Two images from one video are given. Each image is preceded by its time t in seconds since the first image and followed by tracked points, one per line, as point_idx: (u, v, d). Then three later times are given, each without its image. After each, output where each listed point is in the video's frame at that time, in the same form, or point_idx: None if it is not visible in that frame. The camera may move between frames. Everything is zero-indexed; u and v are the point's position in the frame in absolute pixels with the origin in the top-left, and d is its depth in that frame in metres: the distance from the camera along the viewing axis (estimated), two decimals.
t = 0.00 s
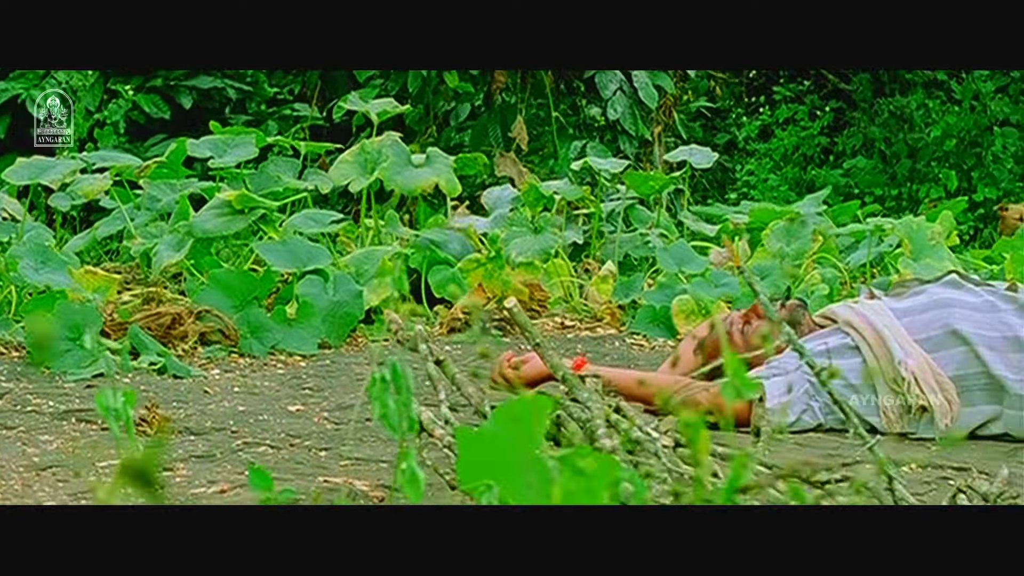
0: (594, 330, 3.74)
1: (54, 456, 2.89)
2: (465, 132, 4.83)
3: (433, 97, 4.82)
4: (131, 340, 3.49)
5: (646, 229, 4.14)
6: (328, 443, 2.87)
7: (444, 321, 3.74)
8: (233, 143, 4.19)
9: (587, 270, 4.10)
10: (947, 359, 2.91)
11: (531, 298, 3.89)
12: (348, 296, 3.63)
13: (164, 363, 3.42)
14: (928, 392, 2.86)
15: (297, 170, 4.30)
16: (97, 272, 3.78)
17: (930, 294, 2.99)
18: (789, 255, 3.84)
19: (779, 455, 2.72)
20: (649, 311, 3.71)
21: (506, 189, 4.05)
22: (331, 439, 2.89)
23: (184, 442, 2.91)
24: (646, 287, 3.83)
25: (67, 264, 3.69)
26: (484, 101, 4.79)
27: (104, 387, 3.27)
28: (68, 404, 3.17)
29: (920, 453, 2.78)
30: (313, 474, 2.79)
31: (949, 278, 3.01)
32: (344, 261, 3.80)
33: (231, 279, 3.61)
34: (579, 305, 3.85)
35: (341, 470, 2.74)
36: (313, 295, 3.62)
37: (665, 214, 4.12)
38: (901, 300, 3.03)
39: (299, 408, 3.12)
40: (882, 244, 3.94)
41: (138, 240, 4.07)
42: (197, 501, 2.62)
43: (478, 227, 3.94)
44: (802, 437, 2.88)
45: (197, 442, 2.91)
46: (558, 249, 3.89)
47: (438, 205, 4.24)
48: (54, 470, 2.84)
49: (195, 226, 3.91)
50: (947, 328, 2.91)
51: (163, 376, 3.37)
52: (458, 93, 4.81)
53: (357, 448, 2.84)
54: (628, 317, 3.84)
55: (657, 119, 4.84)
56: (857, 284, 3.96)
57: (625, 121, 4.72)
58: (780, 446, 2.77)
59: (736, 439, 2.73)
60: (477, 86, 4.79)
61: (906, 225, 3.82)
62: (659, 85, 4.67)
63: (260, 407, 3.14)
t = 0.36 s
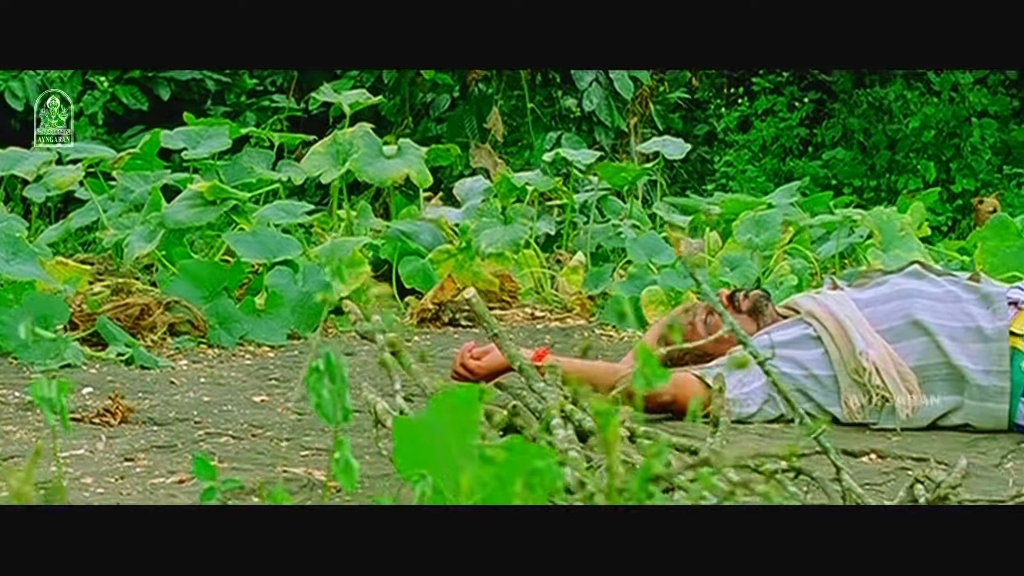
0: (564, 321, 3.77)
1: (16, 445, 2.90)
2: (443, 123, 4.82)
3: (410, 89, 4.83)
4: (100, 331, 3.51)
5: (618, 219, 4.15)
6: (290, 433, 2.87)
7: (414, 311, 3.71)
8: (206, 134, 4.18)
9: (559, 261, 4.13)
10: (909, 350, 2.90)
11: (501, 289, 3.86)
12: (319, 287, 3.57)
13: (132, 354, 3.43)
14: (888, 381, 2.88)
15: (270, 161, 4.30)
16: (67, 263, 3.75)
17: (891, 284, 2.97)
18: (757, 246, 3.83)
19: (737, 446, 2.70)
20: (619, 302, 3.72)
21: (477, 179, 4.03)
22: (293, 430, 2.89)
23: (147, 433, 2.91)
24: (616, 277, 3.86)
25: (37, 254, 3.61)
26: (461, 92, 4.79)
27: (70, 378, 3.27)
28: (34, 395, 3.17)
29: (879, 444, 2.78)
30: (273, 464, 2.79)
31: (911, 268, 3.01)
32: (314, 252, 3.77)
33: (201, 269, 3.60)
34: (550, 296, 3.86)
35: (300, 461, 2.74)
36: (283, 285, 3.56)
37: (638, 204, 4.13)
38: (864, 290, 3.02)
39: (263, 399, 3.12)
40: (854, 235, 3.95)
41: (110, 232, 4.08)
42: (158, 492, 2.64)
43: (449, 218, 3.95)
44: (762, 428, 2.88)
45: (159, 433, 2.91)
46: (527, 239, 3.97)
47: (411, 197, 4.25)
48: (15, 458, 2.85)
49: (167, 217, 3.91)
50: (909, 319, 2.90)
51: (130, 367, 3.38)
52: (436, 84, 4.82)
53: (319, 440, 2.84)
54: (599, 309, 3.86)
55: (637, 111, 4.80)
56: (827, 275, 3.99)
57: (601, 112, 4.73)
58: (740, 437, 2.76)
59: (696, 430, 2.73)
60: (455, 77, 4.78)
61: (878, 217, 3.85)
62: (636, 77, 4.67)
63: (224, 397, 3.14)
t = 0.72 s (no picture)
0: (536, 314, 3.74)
1: None
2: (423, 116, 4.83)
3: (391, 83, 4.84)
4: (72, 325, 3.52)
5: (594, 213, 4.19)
6: (255, 426, 2.87)
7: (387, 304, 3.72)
8: (183, 127, 4.17)
9: (534, 254, 4.14)
10: (874, 342, 2.89)
11: (474, 282, 3.92)
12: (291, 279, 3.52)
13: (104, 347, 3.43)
14: (852, 373, 2.87)
15: (248, 154, 4.30)
16: (43, 256, 3.77)
17: (856, 276, 2.97)
18: (730, 239, 3.89)
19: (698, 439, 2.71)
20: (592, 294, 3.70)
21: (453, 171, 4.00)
22: (258, 422, 2.89)
23: (112, 425, 2.92)
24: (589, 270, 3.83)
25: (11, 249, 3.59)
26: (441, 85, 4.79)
27: (40, 370, 3.28)
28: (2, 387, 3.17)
29: (841, 436, 2.78)
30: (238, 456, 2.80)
31: (877, 261, 3.00)
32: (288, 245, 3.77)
33: (174, 262, 3.62)
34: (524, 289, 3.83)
35: (263, 453, 2.74)
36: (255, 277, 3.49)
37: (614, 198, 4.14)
38: (829, 282, 3.02)
39: (231, 391, 3.12)
40: (827, 228, 3.96)
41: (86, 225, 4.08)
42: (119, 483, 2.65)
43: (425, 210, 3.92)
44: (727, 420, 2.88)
45: (125, 426, 2.92)
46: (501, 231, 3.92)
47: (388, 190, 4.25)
48: None
49: (143, 211, 3.92)
50: (874, 311, 2.91)
51: (101, 361, 3.38)
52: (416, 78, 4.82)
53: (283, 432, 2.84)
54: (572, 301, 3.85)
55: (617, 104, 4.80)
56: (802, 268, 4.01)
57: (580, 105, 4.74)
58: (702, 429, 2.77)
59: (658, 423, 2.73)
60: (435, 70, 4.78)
61: (849, 209, 3.84)
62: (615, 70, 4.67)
63: (192, 390, 3.15)
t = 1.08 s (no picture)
0: (509, 309, 3.78)
1: None
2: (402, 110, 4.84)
3: (370, 78, 4.87)
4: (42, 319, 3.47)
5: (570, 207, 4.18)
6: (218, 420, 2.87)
7: (360, 296, 3.78)
8: (158, 121, 4.17)
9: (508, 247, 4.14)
10: (837, 336, 2.91)
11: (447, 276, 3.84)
12: (262, 276, 3.65)
13: (73, 341, 3.43)
14: (815, 368, 2.87)
15: (223, 149, 4.29)
16: (16, 250, 3.74)
17: (820, 271, 2.98)
18: (701, 234, 3.80)
19: (659, 433, 2.73)
20: (563, 288, 3.67)
21: (427, 167, 4.01)
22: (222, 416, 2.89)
23: (77, 419, 2.93)
24: (561, 265, 3.82)
25: None
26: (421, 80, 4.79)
27: (9, 365, 3.29)
28: None
29: (803, 430, 2.79)
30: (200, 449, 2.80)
31: (840, 256, 3.01)
32: (260, 240, 3.80)
33: (144, 256, 3.60)
34: (497, 283, 3.87)
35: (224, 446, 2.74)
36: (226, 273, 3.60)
37: (588, 192, 4.16)
38: (793, 277, 3.02)
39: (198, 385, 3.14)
40: (799, 223, 3.94)
41: (60, 220, 4.09)
42: (78, 477, 2.63)
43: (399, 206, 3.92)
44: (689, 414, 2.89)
45: (89, 420, 2.93)
46: (474, 226, 3.93)
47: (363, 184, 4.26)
48: None
49: (116, 205, 3.92)
50: (836, 305, 2.91)
51: (70, 355, 3.38)
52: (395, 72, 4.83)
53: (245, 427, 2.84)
54: (544, 295, 3.86)
55: (594, 99, 4.86)
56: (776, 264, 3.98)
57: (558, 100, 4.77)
58: (663, 423, 2.79)
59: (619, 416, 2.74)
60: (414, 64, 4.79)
61: (821, 204, 3.84)
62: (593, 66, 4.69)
63: (160, 383, 3.16)
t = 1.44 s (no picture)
0: (479, 303, 3.79)
1: None
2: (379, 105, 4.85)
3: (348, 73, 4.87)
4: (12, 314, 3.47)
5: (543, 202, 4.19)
6: (181, 415, 2.87)
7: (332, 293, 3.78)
8: (132, 116, 4.16)
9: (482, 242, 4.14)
10: (798, 330, 2.91)
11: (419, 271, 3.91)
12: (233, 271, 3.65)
13: (42, 336, 3.43)
14: (777, 362, 2.89)
15: (198, 145, 4.29)
16: None
17: (782, 266, 2.99)
18: (671, 228, 3.82)
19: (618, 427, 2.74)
20: (532, 283, 3.68)
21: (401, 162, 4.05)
22: (185, 411, 2.89)
23: (41, 414, 2.93)
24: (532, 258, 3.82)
25: None
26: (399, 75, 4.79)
27: None
28: None
29: (763, 424, 2.79)
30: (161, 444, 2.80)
31: (803, 251, 3.01)
32: (232, 235, 3.79)
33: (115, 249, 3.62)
34: (468, 278, 3.91)
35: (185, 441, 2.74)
36: (197, 268, 3.60)
37: (562, 187, 4.17)
38: (756, 272, 3.03)
39: (164, 379, 3.14)
40: (771, 217, 3.93)
41: (33, 215, 4.09)
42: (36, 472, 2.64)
43: (372, 201, 3.93)
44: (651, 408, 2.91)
45: (53, 415, 2.93)
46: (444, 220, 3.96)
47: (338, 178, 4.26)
48: None
49: (90, 200, 3.92)
50: (798, 300, 2.92)
51: (39, 350, 3.38)
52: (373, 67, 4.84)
53: (206, 422, 2.84)
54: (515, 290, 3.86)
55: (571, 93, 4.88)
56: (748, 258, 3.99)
57: (535, 95, 4.78)
58: (623, 417, 2.77)
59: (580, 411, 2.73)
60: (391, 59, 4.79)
61: (792, 199, 3.84)
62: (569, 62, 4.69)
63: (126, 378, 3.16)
